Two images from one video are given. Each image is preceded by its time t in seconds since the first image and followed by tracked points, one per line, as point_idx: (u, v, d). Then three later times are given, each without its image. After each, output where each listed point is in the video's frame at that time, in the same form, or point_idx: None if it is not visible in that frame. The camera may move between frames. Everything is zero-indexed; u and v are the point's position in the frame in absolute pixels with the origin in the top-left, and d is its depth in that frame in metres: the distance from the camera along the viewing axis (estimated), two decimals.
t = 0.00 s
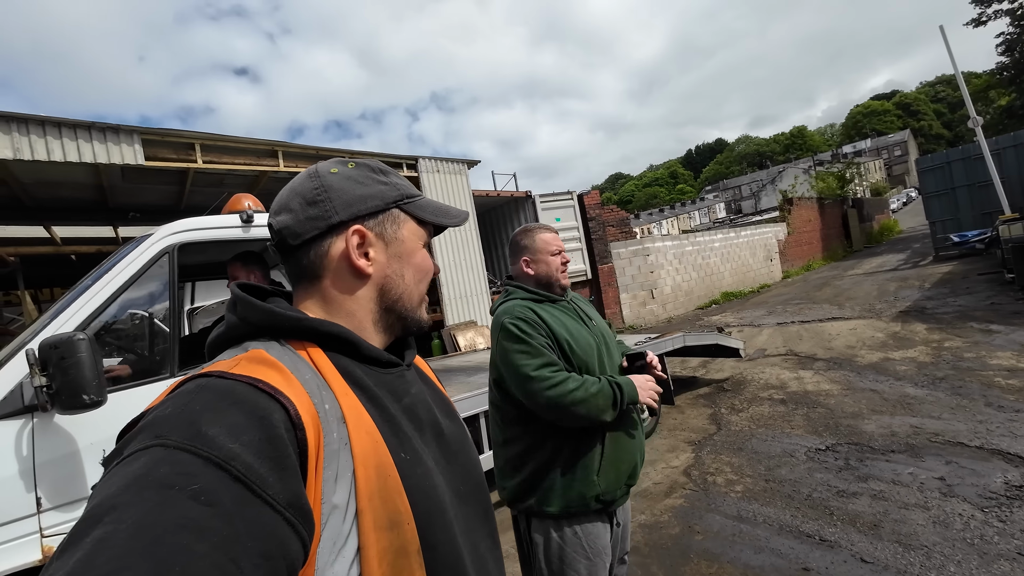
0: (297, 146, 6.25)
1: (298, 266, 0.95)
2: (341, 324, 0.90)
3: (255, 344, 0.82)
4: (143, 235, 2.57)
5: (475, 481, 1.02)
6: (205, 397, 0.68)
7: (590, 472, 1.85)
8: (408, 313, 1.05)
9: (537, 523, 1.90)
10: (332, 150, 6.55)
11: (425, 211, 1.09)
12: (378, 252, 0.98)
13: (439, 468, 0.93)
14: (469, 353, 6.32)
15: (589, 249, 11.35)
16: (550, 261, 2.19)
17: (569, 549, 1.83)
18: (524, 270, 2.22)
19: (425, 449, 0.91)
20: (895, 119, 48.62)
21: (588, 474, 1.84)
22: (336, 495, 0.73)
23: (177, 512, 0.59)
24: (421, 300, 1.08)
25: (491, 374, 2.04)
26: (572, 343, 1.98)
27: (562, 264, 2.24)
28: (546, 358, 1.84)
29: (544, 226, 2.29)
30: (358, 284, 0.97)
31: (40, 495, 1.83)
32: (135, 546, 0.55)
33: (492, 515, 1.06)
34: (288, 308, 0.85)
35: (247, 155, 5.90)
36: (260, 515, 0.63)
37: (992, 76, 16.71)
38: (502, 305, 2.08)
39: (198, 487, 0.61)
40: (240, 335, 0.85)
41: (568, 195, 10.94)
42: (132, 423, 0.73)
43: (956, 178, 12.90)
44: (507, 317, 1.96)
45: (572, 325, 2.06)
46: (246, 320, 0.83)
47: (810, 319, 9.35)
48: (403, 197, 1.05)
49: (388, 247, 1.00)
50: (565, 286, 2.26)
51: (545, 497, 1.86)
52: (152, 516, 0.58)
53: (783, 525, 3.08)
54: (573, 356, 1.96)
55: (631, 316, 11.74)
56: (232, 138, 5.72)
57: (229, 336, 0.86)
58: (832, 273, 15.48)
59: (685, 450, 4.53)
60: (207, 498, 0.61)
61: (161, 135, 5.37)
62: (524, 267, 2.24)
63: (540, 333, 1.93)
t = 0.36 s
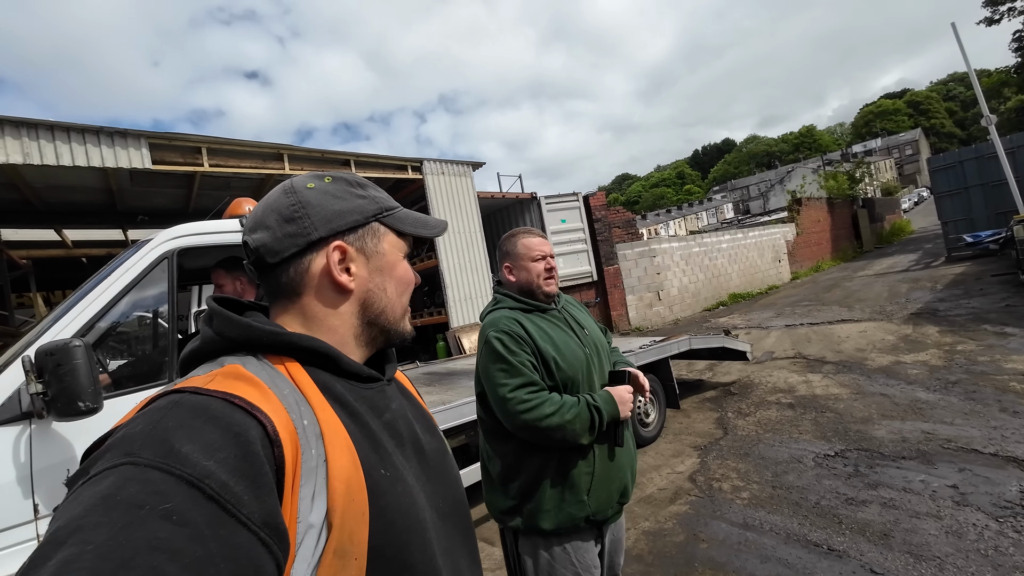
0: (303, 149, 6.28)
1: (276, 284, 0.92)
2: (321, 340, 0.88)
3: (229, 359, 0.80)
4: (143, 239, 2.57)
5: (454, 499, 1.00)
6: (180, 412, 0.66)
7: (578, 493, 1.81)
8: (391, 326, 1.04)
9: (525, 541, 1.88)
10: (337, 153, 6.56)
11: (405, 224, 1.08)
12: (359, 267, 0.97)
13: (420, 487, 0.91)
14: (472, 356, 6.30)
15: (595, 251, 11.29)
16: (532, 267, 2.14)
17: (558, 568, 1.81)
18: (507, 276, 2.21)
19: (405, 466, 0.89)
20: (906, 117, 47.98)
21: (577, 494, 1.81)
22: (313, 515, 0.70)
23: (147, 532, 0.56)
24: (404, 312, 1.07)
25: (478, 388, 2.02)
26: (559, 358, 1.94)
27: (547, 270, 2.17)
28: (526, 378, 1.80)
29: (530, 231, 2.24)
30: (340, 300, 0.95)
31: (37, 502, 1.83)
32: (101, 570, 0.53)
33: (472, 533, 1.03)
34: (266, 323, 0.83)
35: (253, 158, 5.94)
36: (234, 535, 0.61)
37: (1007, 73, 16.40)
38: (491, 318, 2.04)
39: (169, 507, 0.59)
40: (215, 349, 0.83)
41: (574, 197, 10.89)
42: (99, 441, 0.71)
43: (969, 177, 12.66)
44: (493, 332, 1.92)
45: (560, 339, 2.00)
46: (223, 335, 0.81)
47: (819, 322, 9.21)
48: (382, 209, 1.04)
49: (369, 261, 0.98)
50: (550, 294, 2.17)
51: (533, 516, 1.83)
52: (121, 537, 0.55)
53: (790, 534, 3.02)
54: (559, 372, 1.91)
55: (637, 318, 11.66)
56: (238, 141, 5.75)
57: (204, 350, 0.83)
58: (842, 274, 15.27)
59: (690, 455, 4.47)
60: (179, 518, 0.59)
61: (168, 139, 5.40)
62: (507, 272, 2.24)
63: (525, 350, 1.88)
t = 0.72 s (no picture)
0: (310, 150, 6.31)
1: (270, 286, 0.91)
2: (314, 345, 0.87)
3: (217, 364, 0.79)
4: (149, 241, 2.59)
5: (448, 504, 0.99)
6: (166, 420, 0.65)
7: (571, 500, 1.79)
8: (384, 331, 1.03)
9: (525, 543, 1.86)
10: (344, 154, 6.59)
11: (400, 229, 1.08)
12: (354, 272, 0.96)
13: (413, 493, 0.89)
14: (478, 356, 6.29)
15: (602, 251, 11.23)
16: (528, 269, 2.14)
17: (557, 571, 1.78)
18: (508, 277, 2.23)
19: (397, 471, 0.87)
20: (919, 114, 47.20)
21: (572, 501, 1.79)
22: (303, 522, 0.69)
23: (132, 543, 0.55)
24: (396, 317, 1.07)
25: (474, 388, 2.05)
26: (557, 364, 1.89)
27: (544, 272, 2.16)
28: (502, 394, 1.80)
29: (530, 233, 2.23)
30: (333, 305, 0.94)
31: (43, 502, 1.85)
32: None
33: (465, 537, 1.02)
34: (260, 329, 0.82)
35: (261, 159, 5.98)
36: (222, 544, 0.59)
37: None
38: (495, 319, 2.02)
39: (155, 516, 0.58)
40: (205, 355, 0.82)
41: (581, 197, 10.83)
42: (85, 449, 0.69)
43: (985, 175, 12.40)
44: (490, 336, 1.92)
45: (559, 343, 1.95)
46: (212, 340, 0.80)
47: (830, 323, 9.07)
48: (379, 214, 1.03)
49: (364, 265, 0.98)
50: (550, 296, 2.15)
51: (528, 521, 1.82)
52: (105, 548, 0.54)
53: (800, 539, 2.97)
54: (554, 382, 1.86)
55: (645, 318, 11.58)
56: (246, 143, 5.80)
57: (193, 356, 0.82)
58: (854, 275, 15.04)
59: (698, 458, 4.41)
60: (165, 527, 0.57)
61: (177, 141, 5.45)
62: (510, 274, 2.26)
63: (516, 357, 1.87)
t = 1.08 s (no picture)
0: (320, 151, 6.36)
1: (282, 283, 0.95)
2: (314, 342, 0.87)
3: (242, 364, 0.80)
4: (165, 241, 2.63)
5: (468, 499, 0.99)
6: (195, 418, 0.66)
7: (593, 496, 1.79)
8: (391, 334, 1.00)
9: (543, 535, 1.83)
10: (353, 155, 6.64)
11: (413, 230, 1.04)
12: (354, 271, 0.95)
13: (436, 489, 0.90)
14: (487, 356, 6.31)
15: (610, 251, 11.19)
16: (534, 271, 2.14)
17: (577, 564, 1.76)
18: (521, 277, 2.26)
19: (419, 466, 0.88)
20: (932, 112, 46.46)
21: (593, 497, 1.79)
22: (328, 516, 0.69)
23: (168, 534, 0.56)
24: (405, 322, 1.01)
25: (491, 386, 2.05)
26: (575, 361, 1.90)
27: (548, 273, 2.13)
28: (520, 392, 1.81)
29: (538, 236, 2.22)
30: (334, 304, 0.95)
31: (65, 496, 1.88)
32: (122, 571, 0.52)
33: (485, 533, 1.02)
34: (275, 325, 0.83)
35: (271, 160, 6.04)
36: (252, 536, 0.60)
37: None
38: (512, 317, 2.02)
39: (188, 510, 0.59)
40: (230, 354, 0.83)
41: (588, 197, 10.81)
42: (121, 446, 0.71)
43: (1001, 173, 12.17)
44: (507, 333, 1.92)
45: (576, 340, 1.97)
46: (236, 340, 0.81)
47: (842, 323, 8.95)
48: (388, 213, 1.01)
49: (362, 264, 0.96)
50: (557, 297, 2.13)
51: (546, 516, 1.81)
52: (142, 539, 0.55)
53: (813, 542, 2.94)
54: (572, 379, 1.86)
55: (653, 318, 11.52)
56: (257, 144, 5.86)
57: (220, 356, 0.84)
58: (866, 275, 14.84)
59: (708, 459, 4.38)
60: (197, 520, 0.58)
61: (190, 143, 5.52)
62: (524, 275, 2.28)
63: (535, 352, 1.87)
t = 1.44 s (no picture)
0: (327, 151, 6.40)
1: (297, 280, 0.97)
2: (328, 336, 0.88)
3: (266, 353, 0.82)
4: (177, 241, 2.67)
5: (482, 494, 0.99)
6: (219, 405, 0.67)
7: (616, 489, 1.79)
8: (405, 324, 1.00)
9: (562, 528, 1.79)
10: (359, 156, 6.67)
11: (418, 217, 1.02)
12: (361, 264, 0.95)
13: (451, 482, 0.90)
14: (493, 355, 6.32)
15: (616, 251, 11.16)
16: (551, 269, 2.14)
17: (598, 559, 1.73)
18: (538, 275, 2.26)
19: (434, 459, 0.88)
20: (942, 109, 45.91)
21: (615, 489, 1.79)
22: (345, 504, 0.70)
23: (191, 517, 0.58)
24: (417, 311, 1.01)
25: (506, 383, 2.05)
26: (589, 357, 1.90)
27: (565, 272, 2.12)
28: (536, 387, 1.81)
29: (556, 234, 2.23)
30: (345, 297, 0.96)
31: (80, 491, 1.91)
32: (148, 551, 0.54)
33: (498, 527, 1.02)
34: (297, 319, 0.84)
35: (279, 161, 6.08)
36: (270, 522, 0.61)
37: None
38: (526, 315, 2.02)
39: (210, 494, 0.60)
40: (253, 345, 0.85)
41: (594, 196, 10.79)
42: (149, 431, 0.73)
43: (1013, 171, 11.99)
44: (522, 331, 1.92)
45: (591, 336, 1.97)
46: (259, 331, 0.83)
47: (851, 323, 8.87)
48: (390, 201, 1.00)
49: (368, 256, 0.96)
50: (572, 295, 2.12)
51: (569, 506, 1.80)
52: (167, 521, 0.56)
53: (823, 541, 2.92)
54: (589, 374, 1.87)
55: (659, 318, 11.48)
56: (265, 145, 5.91)
57: (243, 346, 0.85)
58: (876, 274, 14.67)
59: (715, 459, 4.37)
60: (220, 504, 0.59)
61: (199, 144, 5.58)
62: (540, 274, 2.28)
63: (551, 348, 1.87)
